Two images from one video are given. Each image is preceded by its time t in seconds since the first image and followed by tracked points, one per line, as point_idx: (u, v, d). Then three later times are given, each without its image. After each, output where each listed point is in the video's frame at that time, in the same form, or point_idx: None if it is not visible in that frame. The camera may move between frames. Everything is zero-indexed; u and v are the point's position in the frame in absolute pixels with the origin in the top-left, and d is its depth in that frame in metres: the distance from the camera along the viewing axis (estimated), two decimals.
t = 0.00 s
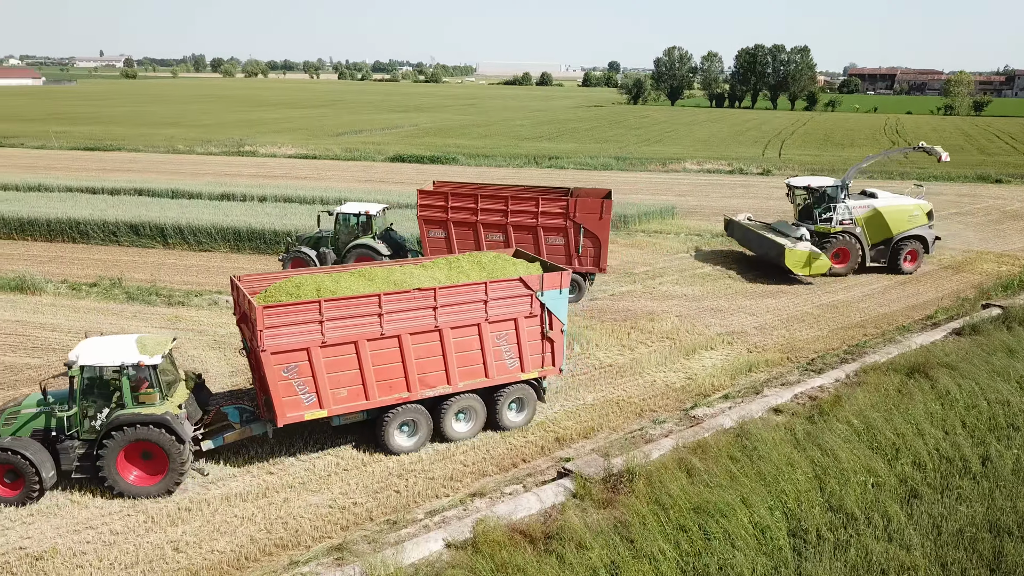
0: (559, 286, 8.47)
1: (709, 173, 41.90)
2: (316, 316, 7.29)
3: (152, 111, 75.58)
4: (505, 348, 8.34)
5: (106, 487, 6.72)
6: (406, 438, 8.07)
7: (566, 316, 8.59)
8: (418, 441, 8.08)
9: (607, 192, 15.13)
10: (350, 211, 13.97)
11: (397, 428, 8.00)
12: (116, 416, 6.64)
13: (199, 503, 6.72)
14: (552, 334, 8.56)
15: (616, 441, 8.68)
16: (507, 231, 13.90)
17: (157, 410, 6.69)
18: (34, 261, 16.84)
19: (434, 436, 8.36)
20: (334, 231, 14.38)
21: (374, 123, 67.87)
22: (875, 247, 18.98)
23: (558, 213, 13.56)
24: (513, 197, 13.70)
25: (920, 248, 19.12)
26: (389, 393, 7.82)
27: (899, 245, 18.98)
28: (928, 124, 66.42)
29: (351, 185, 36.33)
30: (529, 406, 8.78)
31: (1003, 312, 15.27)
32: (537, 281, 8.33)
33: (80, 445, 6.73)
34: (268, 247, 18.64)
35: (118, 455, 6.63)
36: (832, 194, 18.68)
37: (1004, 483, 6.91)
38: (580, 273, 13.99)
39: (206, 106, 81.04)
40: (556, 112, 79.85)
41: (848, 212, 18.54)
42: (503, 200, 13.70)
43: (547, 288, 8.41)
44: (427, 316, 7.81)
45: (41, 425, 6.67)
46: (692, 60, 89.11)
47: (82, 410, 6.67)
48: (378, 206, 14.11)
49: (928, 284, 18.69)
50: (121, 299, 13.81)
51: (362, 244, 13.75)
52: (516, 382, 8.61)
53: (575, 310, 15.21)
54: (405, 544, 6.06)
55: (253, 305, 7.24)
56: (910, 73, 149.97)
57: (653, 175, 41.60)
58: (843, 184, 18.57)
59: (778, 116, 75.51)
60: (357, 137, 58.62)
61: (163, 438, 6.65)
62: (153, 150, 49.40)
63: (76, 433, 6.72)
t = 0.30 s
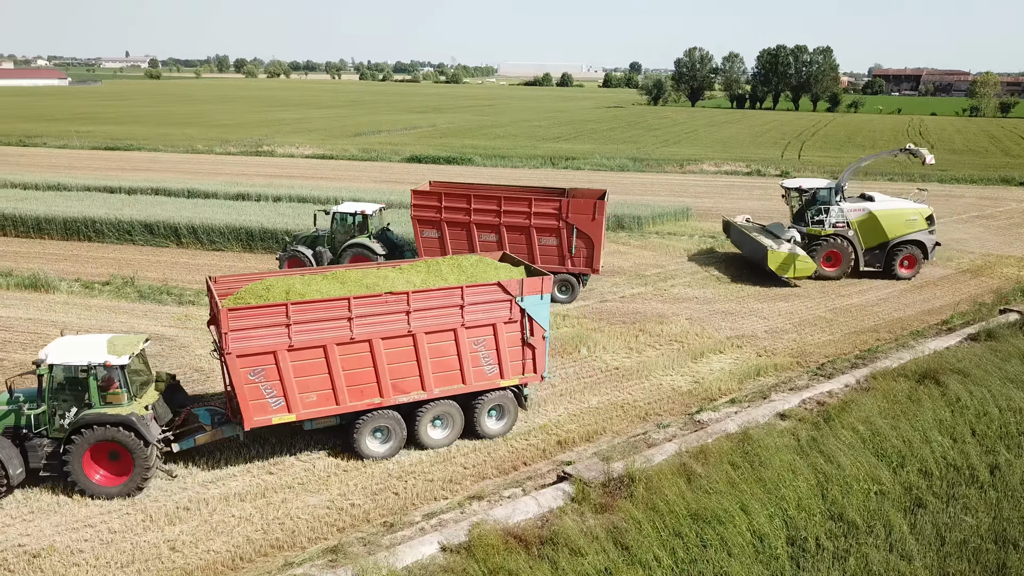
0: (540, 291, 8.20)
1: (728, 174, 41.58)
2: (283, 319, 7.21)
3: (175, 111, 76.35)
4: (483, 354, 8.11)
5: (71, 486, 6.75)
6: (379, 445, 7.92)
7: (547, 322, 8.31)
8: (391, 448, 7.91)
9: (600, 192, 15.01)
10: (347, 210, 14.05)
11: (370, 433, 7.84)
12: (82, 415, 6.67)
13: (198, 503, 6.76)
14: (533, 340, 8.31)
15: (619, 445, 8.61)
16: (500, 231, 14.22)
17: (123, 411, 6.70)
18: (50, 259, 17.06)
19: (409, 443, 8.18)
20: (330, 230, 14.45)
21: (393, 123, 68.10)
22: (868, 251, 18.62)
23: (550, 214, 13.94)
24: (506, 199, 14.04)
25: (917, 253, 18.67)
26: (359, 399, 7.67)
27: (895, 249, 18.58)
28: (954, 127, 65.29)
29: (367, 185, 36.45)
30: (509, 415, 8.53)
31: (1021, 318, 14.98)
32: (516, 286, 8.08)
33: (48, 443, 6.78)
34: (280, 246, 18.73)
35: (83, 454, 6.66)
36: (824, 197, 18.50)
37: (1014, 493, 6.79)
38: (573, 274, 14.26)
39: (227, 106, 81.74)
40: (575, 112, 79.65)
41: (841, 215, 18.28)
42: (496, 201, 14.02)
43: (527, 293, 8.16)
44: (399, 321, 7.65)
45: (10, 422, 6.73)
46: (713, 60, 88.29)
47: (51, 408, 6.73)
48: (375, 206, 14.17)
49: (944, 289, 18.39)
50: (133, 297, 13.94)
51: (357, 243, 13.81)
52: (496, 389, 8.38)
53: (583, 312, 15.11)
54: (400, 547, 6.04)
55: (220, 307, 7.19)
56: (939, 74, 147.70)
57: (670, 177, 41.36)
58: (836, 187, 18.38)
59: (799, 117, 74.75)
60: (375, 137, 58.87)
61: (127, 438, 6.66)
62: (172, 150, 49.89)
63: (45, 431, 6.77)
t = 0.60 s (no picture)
0: (513, 298, 7.97)
1: (740, 176, 41.32)
2: (243, 323, 7.09)
3: (191, 111, 76.87)
4: (455, 361, 7.93)
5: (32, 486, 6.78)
6: (345, 450, 7.77)
7: (522, 329, 8.09)
8: (359, 453, 7.77)
9: (593, 193, 14.90)
10: (340, 210, 14.15)
11: (336, 439, 7.71)
12: (45, 416, 6.71)
13: (192, 504, 6.80)
14: (507, 347, 8.09)
15: (617, 449, 8.55)
16: (491, 232, 14.15)
17: (84, 412, 6.73)
18: (59, 258, 17.20)
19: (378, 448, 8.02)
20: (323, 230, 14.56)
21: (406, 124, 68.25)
22: (855, 253, 18.40)
23: (541, 215, 13.86)
24: (496, 200, 13.95)
25: (907, 256, 18.38)
26: (323, 404, 7.54)
27: (883, 252, 18.31)
28: (973, 128, 64.48)
29: (378, 185, 36.54)
30: (483, 422, 8.31)
31: None
32: (488, 292, 7.86)
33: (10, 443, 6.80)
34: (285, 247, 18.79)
35: (44, 454, 6.69)
36: (808, 199, 18.33)
37: (1017, 501, 6.69)
38: (563, 275, 14.25)
39: (243, 107, 82.24)
40: (588, 113, 79.46)
41: (828, 216, 18.09)
42: (486, 202, 13.95)
43: (500, 299, 7.93)
44: (366, 326, 7.50)
45: None
46: (729, 61, 87.73)
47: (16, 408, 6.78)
48: (368, 206, 14.23)
49: (956, 293, 18.15)
50: (139, 296, 14.03)
51: (349, 243, 13.90)
52: (468, 397, 8.19)
53: (587, 315, 15.02)
54: (391, 550, 6.02)
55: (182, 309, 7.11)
56: (959, 74, 146.05)
57: (682, 178, 41.16)
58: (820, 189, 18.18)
59: (816, 118, 74.13)
60: (387, 138, 59.01)
61: (88, 440, 6.69)
62: (186, 150, 50.24)
63: (9, 430, 6.82)
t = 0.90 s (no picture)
0: (482, 304, 7.67)
1: (751, 177, 41.12)
2: (198, 326, 6.99)
3: (205, 112, 77.36)
4: (421, 367, 7.70)
5: None
6: (307, 455, 7.66)
7: (491, 336, 7.80)
8: (321, 459, 7.64)
9: (585, 193, 14.82)
10: (332, 209, 14.37)
11: (298, 444, 7.60)
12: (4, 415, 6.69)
13: (185, 505, 6.81)
14: (476, 354, 7.81)
15: (615, 453, 8.49)
16: (481, 232, 14.09)
17: (43, 413, 6.71)
18: (66, 258, 17.30)
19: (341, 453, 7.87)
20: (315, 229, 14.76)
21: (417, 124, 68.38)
22: (838, 254, 18.20)
23: (531, 216, 13.79)
24: (487, 200, 13.88)
25: (893, 259, 18.14)
26: (283, 409, 7.43)
27: (868, 253, 18.08)
28: (989, 130, 63.86)
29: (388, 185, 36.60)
30: (451, 430, 8.09)
31: None
32: (454, 297, 7.58)
33: None
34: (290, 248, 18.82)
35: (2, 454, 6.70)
36: (790, 200, 18.24)
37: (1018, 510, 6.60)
38: (553, 276, 14.19)
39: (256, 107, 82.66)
40: (600, 114, 79.39)
41: (811, 218, 17.96)
42: (476, 203, 13.87)
43: (467, 305, 7.64)
44: (325, 331, 7.32)
45: None
46: (742, 61, 87.34)
47: None
48: (360, 206, 14.48)
49: (965, 297, 17.96)
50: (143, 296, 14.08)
51: (341, 241, 14.12)
52: (435, 403, 7.97)
53: (589, 317, 14.94)
54: (381, 554, 6.00)
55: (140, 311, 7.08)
56: (976, 74, 144.86)
57: (692, 179, 41.01)
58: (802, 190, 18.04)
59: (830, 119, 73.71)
60: (397, 138, 59.13)
61: (46, 442, 6.70)
62: (197, 150, 50.53)
63: None
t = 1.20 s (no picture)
0: (444, 308, 7.48)
1: (761, 178, 40.88)
2: (151, 328, 6.96)
3: (218, 112, 77.74)
4: (382, 372, 7.56)
5: None
6: (267, 459, 7.52)
7: (456, 341, 7.61)
8: (280, 463, 7.51)
9: (579, 194, 14.76)
10: (325, 209, 14.44)
11: (258, 448, 7.46)
12: None
13: (175, 507, 6.81)
14: (439, 359, 7.64)
15: (611, 456, 8.43)
16: (474, 232, 14.05)
17: None
18: (72, 257, 17.39)
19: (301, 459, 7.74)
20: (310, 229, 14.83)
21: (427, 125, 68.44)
22: (820, 256, 17.98)
23: (524, 217, 13.75)
24: (479, 200, 13.86)
25: (878, 263, 17.82)
26: (240, 412, 7.36)
27: (851, 256, 17.86)
28: (1004, 131, 63.20)
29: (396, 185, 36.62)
30: (415, 437, 7.90)
31: None
32: (414, 300, 7.43)
33: None
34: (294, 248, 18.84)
35: None
36: (773, 201, 18.16)
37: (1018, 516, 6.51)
38: (546, 276, 14.12)
39: (268, 107, 82.92)
40: (611, 114, 79.19)
41: (793, 219, 17.78)
42: (469, 203, 13.86)
43: (429, 308, 7.47)
44: (282, 334, 7.23)
45: None
46: (755, 61, 86.90)
47: None
48: (354, 206, 14.52)
49: (974, 300, 17.75)
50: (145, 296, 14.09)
51: (335, 241, 14.16)
52: (398, 410, 7.82)
53: (591, 319, 14.85)
54: (369, 558, 5.97)
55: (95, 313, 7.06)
56: (993, 75, 143.54)
57: (701, 180, 40.83)
58: (785, 190, 17.94)
59: (844, 119, 73.18)
60: (406, 138, 59.16)
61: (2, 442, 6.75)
62: (207, 149, 50.74)
63: None
